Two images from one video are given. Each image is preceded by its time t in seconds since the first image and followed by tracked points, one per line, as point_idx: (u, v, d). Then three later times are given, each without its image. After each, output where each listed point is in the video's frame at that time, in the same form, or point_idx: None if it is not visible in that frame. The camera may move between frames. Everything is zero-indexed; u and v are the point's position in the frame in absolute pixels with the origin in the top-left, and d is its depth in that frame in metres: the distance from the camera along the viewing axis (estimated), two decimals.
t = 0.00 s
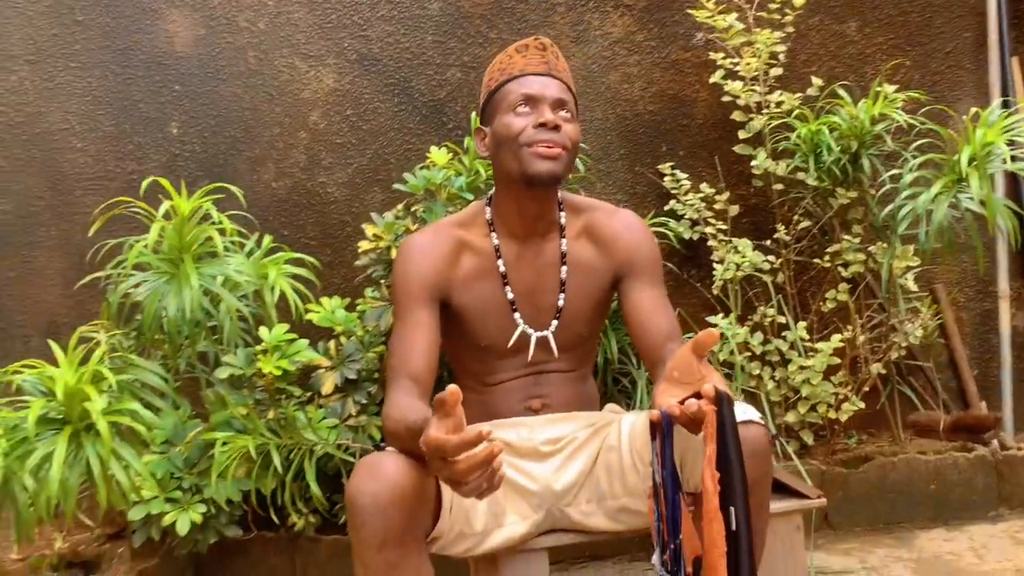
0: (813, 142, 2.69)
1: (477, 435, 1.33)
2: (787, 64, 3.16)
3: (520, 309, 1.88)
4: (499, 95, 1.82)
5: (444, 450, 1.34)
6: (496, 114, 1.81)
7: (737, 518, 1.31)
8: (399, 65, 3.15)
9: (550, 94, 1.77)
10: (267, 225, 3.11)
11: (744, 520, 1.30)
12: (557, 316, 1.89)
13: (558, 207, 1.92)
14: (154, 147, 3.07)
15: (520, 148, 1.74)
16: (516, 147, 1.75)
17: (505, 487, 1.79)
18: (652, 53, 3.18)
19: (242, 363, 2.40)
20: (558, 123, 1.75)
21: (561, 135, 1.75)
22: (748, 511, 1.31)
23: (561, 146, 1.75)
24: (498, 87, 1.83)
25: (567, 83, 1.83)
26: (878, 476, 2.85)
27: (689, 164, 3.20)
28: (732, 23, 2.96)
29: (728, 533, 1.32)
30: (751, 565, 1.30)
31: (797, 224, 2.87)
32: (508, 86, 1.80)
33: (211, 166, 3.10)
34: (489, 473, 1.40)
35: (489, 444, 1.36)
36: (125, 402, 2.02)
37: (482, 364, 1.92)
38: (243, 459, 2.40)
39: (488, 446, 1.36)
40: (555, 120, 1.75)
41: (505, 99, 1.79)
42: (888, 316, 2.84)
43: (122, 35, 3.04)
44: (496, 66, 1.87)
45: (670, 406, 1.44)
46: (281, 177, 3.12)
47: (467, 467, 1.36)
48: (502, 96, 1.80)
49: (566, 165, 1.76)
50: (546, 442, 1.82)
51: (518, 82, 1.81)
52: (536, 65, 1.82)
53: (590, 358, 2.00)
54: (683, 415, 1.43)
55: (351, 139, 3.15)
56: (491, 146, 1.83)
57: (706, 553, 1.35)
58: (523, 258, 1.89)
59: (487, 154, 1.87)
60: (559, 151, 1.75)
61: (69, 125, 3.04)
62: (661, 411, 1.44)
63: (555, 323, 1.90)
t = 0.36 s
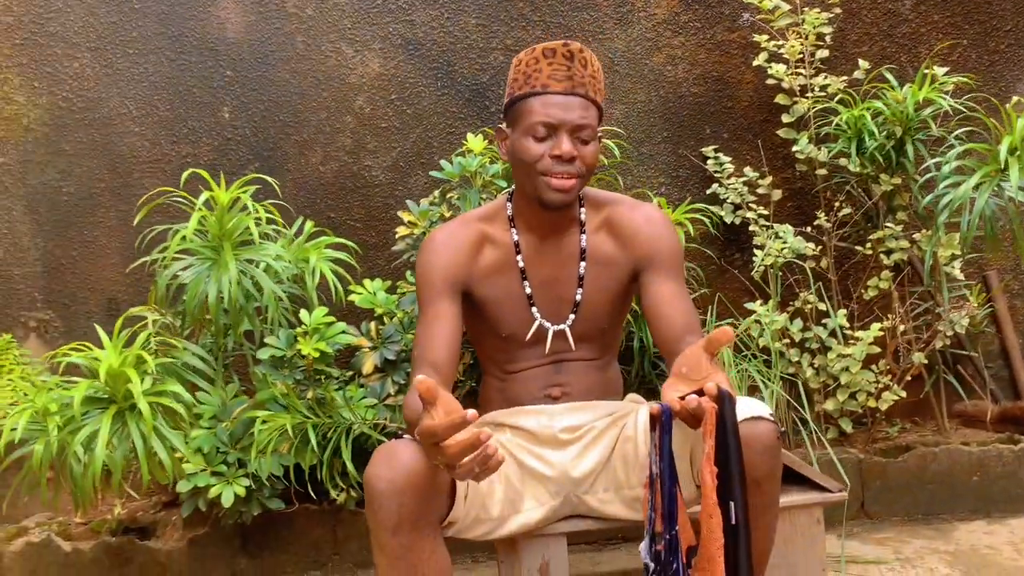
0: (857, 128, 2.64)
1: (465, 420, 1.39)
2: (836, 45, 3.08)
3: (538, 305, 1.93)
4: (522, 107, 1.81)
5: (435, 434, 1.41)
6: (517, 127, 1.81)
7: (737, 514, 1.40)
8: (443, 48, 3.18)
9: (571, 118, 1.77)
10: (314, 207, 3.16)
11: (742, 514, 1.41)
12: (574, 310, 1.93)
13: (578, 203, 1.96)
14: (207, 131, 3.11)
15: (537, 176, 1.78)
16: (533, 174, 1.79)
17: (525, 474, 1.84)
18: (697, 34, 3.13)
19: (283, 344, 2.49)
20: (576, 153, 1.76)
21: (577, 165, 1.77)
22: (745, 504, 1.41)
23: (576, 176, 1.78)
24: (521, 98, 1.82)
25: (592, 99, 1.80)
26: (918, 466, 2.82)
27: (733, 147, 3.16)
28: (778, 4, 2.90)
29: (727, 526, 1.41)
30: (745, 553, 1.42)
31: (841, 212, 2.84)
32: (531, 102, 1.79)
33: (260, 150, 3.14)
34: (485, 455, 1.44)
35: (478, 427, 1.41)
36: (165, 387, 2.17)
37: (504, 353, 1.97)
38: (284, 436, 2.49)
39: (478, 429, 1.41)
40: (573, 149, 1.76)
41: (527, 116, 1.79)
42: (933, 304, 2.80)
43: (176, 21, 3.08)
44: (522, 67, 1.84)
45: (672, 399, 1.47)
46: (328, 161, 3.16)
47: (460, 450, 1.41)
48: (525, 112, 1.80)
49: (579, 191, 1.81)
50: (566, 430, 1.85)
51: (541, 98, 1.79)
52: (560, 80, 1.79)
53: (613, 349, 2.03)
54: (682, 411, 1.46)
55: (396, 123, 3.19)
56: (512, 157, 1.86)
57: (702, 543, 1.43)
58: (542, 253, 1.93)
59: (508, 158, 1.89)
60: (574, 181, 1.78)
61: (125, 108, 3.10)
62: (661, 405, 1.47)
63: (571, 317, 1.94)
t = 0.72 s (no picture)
0: (880, 124, 2.63)
1: (465, 411, 1.45)
2: (863, 38, 3.05)
3: (549, 300, 1.98)
4: (521, 123, 1.84)
5: (436, 423, 1.46)
6: (519, 142, 1.84)
7: (724, 510, 1.41)
8: (469, 40, 3.18)
9: (569, 135, 1.78)
10: (341, 196, 3.22)
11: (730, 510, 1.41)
12: (585, 304, 1.97)
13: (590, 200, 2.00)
14: (239, 120, 3.18)
15: (543, 191, 1.83)
16: (539, 189, 1.83)
17: (533, 463, 1.89)
18: (724, 27, 3.13)
19: (306, 331, 2.56)
20: (578, 167, 1.79)
21: (580, 178, 1.80)
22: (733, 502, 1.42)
23: (581, 188, 1.82)
24: (520, 114, 1.84)
25: (589, 109, 1.81)
26: (936, 463, 2.82)
27: (757, 141, 3.16)
28: None
29: (716, 524, 1.43)
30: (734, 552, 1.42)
31: (859, 208, 2.86)
32: (529, 119, 1.81)
33: (290, 140, 3.20)
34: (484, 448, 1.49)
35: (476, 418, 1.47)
36: (192, 372, 2.26)
37: (517, 344, 2.02)
38: (306, 420, 2.55)
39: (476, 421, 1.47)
40: (574, 164, 1.79)
41: (527, 134, 1.81)
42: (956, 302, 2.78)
43: (209, 12, 3.14)
44: (519, 81, 1.85)
45: (665, 397, 1.50)
46: (356, 151, 3.22)
47: (459, 441, 1.46)
48: (524, 130, 1.82)
49: (586, 201, 1.85)
50: (574, 422, 1.90)
51: (538, 115, 1.81)
52: (555, 96, 1.80)
53: (625, 342, 2.06)
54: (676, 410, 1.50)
55: (422, 114, 3.22)
56: (518, 170, 1.89)
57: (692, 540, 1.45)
58: (554, 249, 1.97)
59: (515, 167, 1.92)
60: (579, 193, 1.82)
61: (159, 97, 3.18)
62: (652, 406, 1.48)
63: (583, 310, 1.98)
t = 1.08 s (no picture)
0: (886, 119, 2.66)
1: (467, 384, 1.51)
2: (874, 32, 3.07)
3: (553, 284, 2.03)
4: (518, 121, 1.85)
5: (440, 397, 1.52)
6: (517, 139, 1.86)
7: (710, 486, 1.45)
8: (483, 26, 3.21)
9: (564, 133, 1.80)
10: (354, 176, 3.28)
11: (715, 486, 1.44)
12: (588, 289, 2.03)
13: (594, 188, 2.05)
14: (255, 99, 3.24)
15: (543, 185, 1.86)
16: (540, 183, 1.87)
17: (534, 441, 1.95)
18: (735, 18, 3.15)
19: (316, 307, 2.61)
20: (574, 162, 1.82)
21: (578, 171, 1.83)
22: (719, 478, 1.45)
23: (580, 180, 1.85)
24: (516, 112, 1.85)
25: (583, 105, 1.81)
26: (930, 454, 2.87)
27: (765, 132, 3.19)
28: None
29: (700, 499, 1.46)
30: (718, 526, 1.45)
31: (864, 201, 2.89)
32: (524, 119, 1.83)
33: (305, 120, 3.26)
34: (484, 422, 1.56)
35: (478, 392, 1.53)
36: (205, 345, 2.33)
37: (522, 326, 2.08)
38: (315, 394, 2.62)
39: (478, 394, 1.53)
40: (570, 160, 1.81)
41: (523, 132, 1.83)
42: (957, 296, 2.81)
43: None
44: (514, 79, 1.85)
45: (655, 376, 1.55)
46: (369, 132, 3.27)
47: (462, 414, 1.53)
48: (521, 128, 1.84)
49: (586, 191, 1.88)
50: (574, 402, 1.95)
51: (532, 115, 1.82)
52: (547, 94, 1.80)
53: (627, 326, 2.11)
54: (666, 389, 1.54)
55: (435, 98, 3.26)
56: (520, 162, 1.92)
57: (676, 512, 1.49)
58: (558, 234, 2.02)
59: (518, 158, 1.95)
60: (578, 185, 1.85)
61: (177, 75, 3.24)
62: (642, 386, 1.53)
63: (586, 295, 2.03)
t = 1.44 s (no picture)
0: (875, 122, 2.74)
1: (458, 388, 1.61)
2: (867, 34, 3.14)
3: (547, 287, 2.12)
4: (510, 134, 1.94)
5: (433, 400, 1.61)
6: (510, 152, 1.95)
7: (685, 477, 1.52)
8: (485, 23, 3.28)
9: (553, 145, 1.88)
10: (357, 169, 3.35)
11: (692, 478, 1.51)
12: (580, 290, 2.12)
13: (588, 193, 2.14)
14: (261, 92, 3.31)
15: (535, 195, 1.94)
16: (533, 192, 1.95)
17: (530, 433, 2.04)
18: (732, 18, 3.22)
19: (321, 300, 2.71)
20: (564, 172, 1.90)
21: (568, 181, 1.91)
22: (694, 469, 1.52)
23: (571, 189, 1.93)
24: (509, 126, 1.94)
25: (571, 117, 1.89)
26: (913, 446, 2.98)
27: (760, 131, 3.27)
28: None
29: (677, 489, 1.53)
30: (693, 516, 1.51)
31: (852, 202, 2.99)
32: (516, 132, 1.91)
33: (310, 114, 3.33)
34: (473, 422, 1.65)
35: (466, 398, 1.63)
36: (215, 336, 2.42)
37: (519, 323, 2.17)
38: (320, 383, 2.71)
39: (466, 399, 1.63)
40: (560, 171, 1.89)
41: (515, 145, 1.92)
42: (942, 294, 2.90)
43: None
44: (506, 94, 1.94)
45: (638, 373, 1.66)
46: (373, 126, 3.34)
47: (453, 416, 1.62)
48: (513, 141, 1.93)
49: (577, 199, 1.96)
50: (568, 396, 2.05)
51: (523, 128, 1.90)
52: (536, 109, 1.89)
53: (618, 324, 2.21)
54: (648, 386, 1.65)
55: (437, 93, 3.33)
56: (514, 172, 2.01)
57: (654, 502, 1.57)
58: (552, 236, 2.11)
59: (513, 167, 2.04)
60: (569, 194, 1.93)
61: (185, 68, 3.31)
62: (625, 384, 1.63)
63: (579, 296, 2.12)
